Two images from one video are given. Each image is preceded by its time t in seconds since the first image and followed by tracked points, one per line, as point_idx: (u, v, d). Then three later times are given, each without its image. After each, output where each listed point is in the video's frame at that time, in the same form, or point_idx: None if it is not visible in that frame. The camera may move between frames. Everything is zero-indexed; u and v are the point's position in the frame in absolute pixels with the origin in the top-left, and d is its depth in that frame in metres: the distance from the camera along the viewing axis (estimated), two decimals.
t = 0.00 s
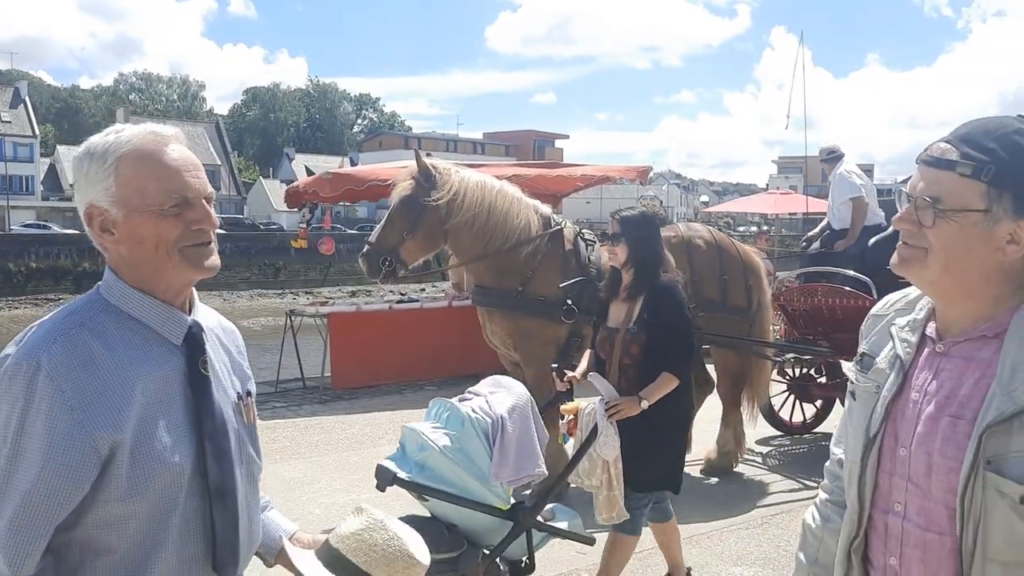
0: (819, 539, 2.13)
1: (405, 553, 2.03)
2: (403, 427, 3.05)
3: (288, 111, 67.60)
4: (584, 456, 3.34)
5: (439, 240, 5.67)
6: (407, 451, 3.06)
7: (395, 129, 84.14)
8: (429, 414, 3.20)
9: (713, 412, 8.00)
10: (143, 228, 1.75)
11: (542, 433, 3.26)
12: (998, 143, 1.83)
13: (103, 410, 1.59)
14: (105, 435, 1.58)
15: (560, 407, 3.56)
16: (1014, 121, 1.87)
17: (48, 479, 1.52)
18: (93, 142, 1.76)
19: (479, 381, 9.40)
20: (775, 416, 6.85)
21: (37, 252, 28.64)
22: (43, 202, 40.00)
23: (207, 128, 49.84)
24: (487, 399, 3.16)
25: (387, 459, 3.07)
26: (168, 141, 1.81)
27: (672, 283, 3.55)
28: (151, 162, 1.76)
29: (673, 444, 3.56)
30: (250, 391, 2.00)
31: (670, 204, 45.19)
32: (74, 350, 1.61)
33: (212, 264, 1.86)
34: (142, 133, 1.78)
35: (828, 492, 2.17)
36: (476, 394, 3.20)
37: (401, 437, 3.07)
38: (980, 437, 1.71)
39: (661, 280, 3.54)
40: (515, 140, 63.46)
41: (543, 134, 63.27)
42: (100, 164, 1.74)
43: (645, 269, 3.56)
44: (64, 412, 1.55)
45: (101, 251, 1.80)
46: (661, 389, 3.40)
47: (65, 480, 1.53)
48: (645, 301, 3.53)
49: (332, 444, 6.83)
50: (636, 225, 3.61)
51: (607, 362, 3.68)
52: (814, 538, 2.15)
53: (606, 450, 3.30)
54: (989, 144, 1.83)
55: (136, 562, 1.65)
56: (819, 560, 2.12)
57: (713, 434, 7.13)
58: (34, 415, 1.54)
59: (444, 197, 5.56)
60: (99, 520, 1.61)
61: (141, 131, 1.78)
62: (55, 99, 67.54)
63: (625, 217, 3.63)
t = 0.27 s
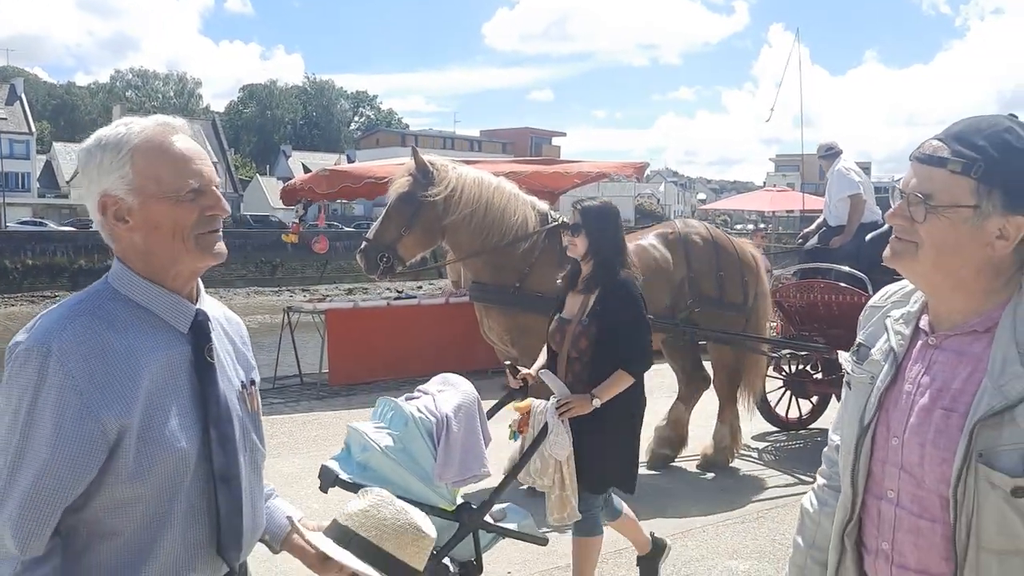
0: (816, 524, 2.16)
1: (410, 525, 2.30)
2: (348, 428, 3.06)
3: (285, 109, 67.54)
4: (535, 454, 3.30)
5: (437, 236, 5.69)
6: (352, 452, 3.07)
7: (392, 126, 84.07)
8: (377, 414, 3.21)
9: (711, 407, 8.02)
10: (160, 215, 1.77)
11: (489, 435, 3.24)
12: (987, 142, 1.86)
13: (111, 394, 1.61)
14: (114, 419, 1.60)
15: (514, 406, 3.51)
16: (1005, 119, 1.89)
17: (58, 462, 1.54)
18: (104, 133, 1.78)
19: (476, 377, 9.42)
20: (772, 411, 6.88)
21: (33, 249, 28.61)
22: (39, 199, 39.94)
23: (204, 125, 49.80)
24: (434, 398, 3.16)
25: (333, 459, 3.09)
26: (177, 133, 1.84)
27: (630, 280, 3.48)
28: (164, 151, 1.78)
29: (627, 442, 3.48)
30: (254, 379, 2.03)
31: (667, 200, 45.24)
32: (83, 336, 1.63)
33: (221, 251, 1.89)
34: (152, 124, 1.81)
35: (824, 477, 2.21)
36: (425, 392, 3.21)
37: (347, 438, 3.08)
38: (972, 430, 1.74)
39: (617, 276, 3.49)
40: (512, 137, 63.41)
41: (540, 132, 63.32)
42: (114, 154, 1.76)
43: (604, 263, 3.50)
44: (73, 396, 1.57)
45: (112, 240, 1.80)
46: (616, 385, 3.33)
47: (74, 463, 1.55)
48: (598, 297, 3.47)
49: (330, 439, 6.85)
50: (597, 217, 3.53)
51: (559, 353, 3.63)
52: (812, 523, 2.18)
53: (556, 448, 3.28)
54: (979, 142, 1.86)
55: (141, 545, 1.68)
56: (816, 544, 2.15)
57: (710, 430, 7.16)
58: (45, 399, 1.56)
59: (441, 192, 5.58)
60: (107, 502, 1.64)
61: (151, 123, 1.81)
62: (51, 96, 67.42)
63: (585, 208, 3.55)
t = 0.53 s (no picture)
0: (811, 518, 2.19)
1: (415, 530, 2.06)
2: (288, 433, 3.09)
3: (280, 106, 67.44)
4: (482, 457, 3.29)
5: (434, 233, 5.72)
6: (290, 457, 3.09)
7: (387, 124, 83.97)
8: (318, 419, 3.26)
9: (706, 405, 8.05)
10: (161, 211, 1.79)
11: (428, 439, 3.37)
12: (987, 138, 1.90)
13: (119, 390, 1.64)
14: (121, 414, 1.63)
15: (465, 403, 3.41)
16: (1005, 117, 1.93)
17: (67, 458, 1.57)
18: (103, 132, 1.80)
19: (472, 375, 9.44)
20: (766, 408, 6.92)
21: (28, 247, 28.54)
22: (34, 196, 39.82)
23: (199, 123, 49.71)
24: (376, 403, 3.27)
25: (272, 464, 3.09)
26: (174, 129, 1.86)
27: (591, 279, 3.48)
28: (163, 147, 1.81)
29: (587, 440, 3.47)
30: (255, 374, 2.05)
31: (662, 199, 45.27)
32: (89, 333, 1.65)
33: (222, 245, 1.92)
34: (150, 122, 1.83)
35: (819, 471, 2.25)
36: (368, 397, 3.33)
37: (286, 443, 3.10)
38: (968, 421, 1.77)
39: (576, 273, 3.48)
40: (508, 135, 63.37)
41: (536, 131, 63.31)
42: (114, 152, 1.78)
43: (566, 261, 3.49)
44: (81, 392, 1.60)
45: (115, 238, 1.82)
46: (567, 386, 3.30)
47: (84, 458, 1.58)
48: (562, 296, 3.44)
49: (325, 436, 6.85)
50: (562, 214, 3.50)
51: (517, 353, 3.57)
52: (806, 518, 2.20)
53: (504, 452, 3.28)
54: (978, 138, 1.90)
55: (147, 539, 1.71)
56: (810, 537, 2.18)
57: (705, 427, 7.19)
58: (53, 396, 1.59)
59: (438, 190, 5.59)
60: (114, 497, 1.67)
61: (148, 121, 1.83)
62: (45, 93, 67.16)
63: (548, 205, 3.52)
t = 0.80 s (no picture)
0: (813, 517, 2.19)
1: (416, 542, 2.01)
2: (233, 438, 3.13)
3: (280, 105, 67.44)
4: (431, 464, 3.34)
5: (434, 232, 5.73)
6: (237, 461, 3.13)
7: (386, 123, 83.98)
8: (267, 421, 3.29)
9: (705, 404, 8.06)
10: (165, 208, 1.80)
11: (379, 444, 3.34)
12: (987, 138, 1.90)
13: (122, 391, 1.64)
14: (125, 414, 1.63)
15: (417, 411, 3.58)
16: (1005, 117, 1.93)
17: (70, 459, 1.57)
18: (105, 131, 1.80)
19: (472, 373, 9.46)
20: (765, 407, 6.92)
21: (27, 245, 28.53)
22: (32, 194, 39.79)
23: (198, 121, 49.70)
24: (321, 408, 3.28)
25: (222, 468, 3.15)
26: (175, 127, 1.86)
27: (542, 282, 3.40)
28: (166, 145, 1.81)
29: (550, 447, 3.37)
30: (258, 373, 2.05)
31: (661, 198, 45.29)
32: (92, 333, 1.65)
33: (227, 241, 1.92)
34: (152, 120, 1.83)
35: (822, 471, 2.25)
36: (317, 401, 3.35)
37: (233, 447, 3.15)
38: (967, 419, 1.78)
39: (527, 276, 3.39)
40: (507, 133, 63.41)
41: (535, 130, 63.33)
42: (117, 151, 1.78)
43: (517, 267, 3.41)
44: (85, 392, 1.60)
45: (118, 237, 1.81)
46: (521, 393, 3.27)
47: (87, 458, 1.58)
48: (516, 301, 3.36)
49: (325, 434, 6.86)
50: (511, 220, 3.43)
51: (471, 364, 3.46)
52: (808, 517, 2.21)
53: (453, 459, 3.31)
54: (978, 138, 1.90)
55: (152, 539, 1.71)
56: (812, 537, 2.18)
57: (704, 426, 7.20)
58: (57, 395, 1.59)
59: (438, 189, 5.56)
60: (120, 496, 1.67)
61: (150, 119, 1.83)
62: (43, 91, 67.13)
63: (499, 210, 3.44)
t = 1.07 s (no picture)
0: (816, 515, 2.19)
1: (418, 545, 1.95)
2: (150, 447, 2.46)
3: (282, 104, 67.50)
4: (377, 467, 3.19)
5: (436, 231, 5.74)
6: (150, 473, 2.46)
7: (389, 122, 84.03)
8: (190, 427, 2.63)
9: (708, 403, 8.06)
10: (172, 208, 1.80)
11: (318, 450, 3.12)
12: (986, 137, 1.89)
13: (127, 391, 1.64)
14: (130, 415, 1.63)
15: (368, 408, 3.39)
16: (1005, 115, 1.92)
17: (76, 458, 1.57)
18: (114, 130, 1.81)
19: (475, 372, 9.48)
20: (768, 406, 6.93)
21: (30, 244, 28.57)
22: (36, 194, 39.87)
23: (201, 120, 49.76)
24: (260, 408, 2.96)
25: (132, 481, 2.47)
26: (186, 127, 1.86)
27: (486, 276, 3.30)
28: (175, 145, 1.81)
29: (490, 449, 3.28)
30: (263, 373, 2.05)
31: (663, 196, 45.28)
32: (98, 333, 1.66)
33: (235, 242, 1.92)
34: (162, 120, 1.83)
35: (825, 469, 2.25)
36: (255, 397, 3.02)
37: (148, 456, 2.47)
38: (971, 419, 1.78)
39: (471, 270, 3.29)
40: (510, 132, 63.43)
41: (538, 129, 63.36)
42: (126, 150, 1.78)
43: (460, 260, 3.30)
44: (91, 392, 1.60)
45: (125, 236, 1.82)
46: (467, 394, 3.15)
47: (92, 459, 1.59)
48: (460, 294, 3.25)
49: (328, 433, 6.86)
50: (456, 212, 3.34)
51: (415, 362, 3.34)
52: (811, 515, 2.21)
53: (399, 464, 3.15)
54: (977, 138, 1.90)
55: (156, 540, 1.71)
56: (816, 534, 2.18)
57: (707, 425, 7.19)
58: (63, 395, 1.59)
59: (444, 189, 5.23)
60: (124, 496, 1.67)
61: (160, 119, 1.83)
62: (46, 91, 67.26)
63: (442, 203, 3.35)
